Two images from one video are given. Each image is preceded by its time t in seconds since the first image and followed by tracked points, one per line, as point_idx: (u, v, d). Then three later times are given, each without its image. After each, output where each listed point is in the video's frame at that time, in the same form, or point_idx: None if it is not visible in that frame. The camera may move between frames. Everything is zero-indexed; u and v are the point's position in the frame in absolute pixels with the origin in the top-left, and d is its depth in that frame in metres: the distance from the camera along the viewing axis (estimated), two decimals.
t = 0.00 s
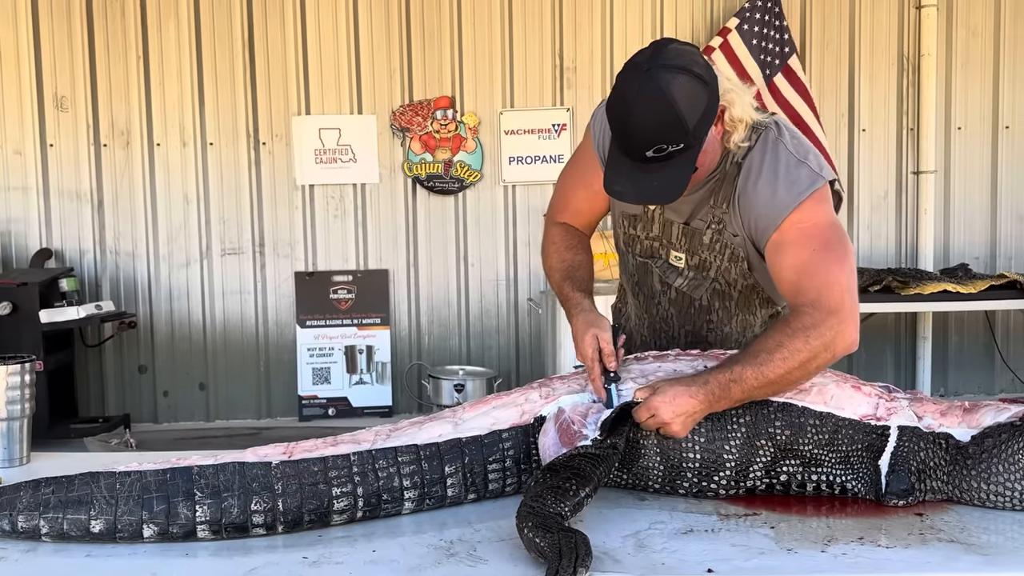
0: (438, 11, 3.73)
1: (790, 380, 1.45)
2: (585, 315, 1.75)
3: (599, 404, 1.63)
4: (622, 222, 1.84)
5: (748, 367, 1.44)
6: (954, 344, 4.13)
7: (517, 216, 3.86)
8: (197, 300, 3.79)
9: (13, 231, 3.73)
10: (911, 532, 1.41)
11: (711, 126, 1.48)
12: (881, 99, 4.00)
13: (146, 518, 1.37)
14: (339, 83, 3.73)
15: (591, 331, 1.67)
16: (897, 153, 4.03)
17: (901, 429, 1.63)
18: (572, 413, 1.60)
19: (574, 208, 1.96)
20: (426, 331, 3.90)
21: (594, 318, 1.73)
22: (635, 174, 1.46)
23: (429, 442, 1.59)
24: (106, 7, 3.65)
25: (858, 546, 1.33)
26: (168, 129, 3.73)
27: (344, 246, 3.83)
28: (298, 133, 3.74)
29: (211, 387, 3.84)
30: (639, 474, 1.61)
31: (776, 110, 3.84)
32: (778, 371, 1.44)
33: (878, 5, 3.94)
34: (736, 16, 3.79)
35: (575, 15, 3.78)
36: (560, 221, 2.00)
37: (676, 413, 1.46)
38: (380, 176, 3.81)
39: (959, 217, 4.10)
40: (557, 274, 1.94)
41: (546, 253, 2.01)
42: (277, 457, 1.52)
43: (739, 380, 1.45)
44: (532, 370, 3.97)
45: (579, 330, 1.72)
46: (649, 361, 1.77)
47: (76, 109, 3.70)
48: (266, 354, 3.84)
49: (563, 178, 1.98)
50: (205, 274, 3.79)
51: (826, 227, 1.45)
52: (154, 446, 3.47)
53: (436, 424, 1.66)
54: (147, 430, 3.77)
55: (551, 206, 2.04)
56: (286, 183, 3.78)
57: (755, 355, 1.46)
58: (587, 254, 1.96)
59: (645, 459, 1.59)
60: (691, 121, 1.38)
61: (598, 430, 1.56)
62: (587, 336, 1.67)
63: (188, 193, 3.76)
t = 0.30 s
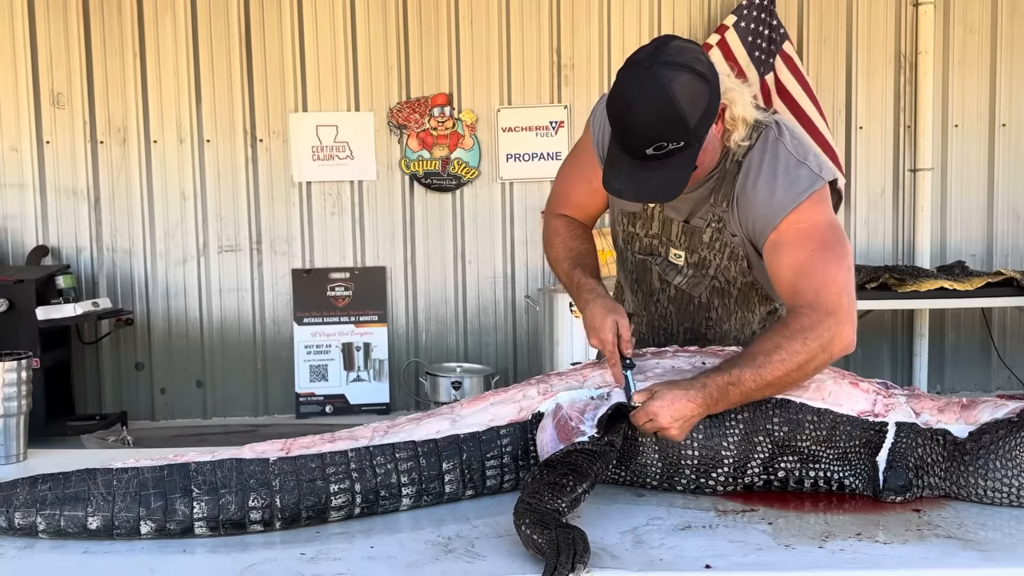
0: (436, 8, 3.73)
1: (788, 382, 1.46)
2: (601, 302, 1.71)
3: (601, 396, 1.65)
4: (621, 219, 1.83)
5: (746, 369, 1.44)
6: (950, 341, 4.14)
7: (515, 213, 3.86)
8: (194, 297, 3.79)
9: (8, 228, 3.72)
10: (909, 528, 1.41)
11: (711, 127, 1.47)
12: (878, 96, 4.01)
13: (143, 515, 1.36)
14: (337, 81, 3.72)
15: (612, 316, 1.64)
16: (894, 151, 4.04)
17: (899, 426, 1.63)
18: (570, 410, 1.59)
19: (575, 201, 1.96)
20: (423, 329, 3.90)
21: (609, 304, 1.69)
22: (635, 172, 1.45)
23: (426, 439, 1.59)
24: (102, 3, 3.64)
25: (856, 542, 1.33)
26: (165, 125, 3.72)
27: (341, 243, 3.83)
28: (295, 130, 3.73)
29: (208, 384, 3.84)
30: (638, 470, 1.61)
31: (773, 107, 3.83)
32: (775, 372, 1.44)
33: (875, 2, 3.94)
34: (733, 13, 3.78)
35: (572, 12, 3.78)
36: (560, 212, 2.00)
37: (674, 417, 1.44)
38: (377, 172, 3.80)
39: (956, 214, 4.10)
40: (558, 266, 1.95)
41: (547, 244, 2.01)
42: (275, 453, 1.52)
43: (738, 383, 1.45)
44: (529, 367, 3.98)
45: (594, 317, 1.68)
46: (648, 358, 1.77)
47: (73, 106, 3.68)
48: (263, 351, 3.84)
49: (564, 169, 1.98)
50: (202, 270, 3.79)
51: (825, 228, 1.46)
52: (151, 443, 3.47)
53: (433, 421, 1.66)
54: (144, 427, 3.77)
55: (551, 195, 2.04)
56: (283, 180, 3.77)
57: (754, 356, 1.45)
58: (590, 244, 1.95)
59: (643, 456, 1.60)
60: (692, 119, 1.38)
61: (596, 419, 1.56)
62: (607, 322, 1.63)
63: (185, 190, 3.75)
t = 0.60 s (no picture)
0: (434, 4, 3.72)
1: (801, 373, 1.44)
2: (582, 296, 1.72)
3: (602, 395, 1.64)
4: (617, 217, 1.84)
5: (762, 361, 1.42)
6: (949, 338, 4.14)
7: (513, 210, 3.85)
8: (192, 294, 3.78)
9: (6, 224, 3.70)
10: (910, 523, 1.41)
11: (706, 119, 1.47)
12: (877, 93, 4.00)
13: (143, 510, 1.36)
14: (335, 77, 3.71)
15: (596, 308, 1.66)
16: (893, 148, 4.04)
17: (900, 421, 1.63)
18: (572, 405, 1.59)
19: (564, 193, 1.96)
20: (422, 325, 3.89)
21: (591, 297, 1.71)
22: (629, 164, 1.45)
23: (427, 434, 1.59)
24: None
25: (858, 538, 1.33)
26: (163, 121, 3.70)
27: (339, 240, 3.82)
28: (293, 126, 3.72)
29: (206, 380, 3.83)
30: (640, 465, 1.61)
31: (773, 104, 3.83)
32: (792, 363, 1.42)
33: None
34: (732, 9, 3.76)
35: (571, 9, 3.77)
36: (549, 206, 1.99)
37: (688, 405, 1.45)
38: (375, 169, 3.79)
39: (954, 211, 4.11)
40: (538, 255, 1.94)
41: (532, 234, 2.00)
42: (276, 449, 1.51)
43: (754, 375, 1.43)
44: (528, 364, 3.97)
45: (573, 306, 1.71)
46: (649, 352, 1.77)
47: (70, 102, 3.67)
48: (261, 348, 3.83)
49: (555, 163, 1.98)
50: (200, 267, 3.78)
51: (829, 217, 1.46)
52: (149, 440, 3.46)
53: (435, 416, 1.66)
54: (142, 424, 3.76)
55: (540, 187, 2.04)
56: (281, 177, 3.76)
57: (769, 349, 1.43)
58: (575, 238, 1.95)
59: (645, 451, 1.60)
60: (686, 111, 1.37)
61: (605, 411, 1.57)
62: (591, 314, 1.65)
63: (183, 187, 3.74)
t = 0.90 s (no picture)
0: None
1: (800, 369, 1.44)
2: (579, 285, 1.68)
3: (602, 388, 1.64)
4: (612, 217, 1.83)
5: (765, 360, 1.43)
6: (948, 334, 4.14)
7: (513, 206, 3.84)
8: (191, 290, 3.77)
9: (4, 220, 3.69)
10: (911, 520, 1.41)
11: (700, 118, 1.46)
12: (877, 89, 4.00)
13: (144, 505, 1.36)
14: (334, 73, 3.70)
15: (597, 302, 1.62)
16: (893, 144, 4.03)
17: (900, 417, 1.64)
18: (573, 400, 1.59)
19: (557, 189, 1.94)
20: (421, 322, 3.89)
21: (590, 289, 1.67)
22: (624, 165, 1.45)
23: (428, 430, 1.59)
24: None
25: (858, 534, 1.33)
26: (162, 116, 3.69)
27: (339, 236, 3.81)
28: (293, 122, 3.71)
29: (205, 376, 3.83)
30: (641, 461, 1.61)
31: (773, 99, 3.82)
32: (793, 361, 1.43)
33: None
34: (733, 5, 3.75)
35: (570, 5, 3.76)
36: (542, 202, 1.97)
37: (692, 404, 1.45)
38: (375, 165, 3.78)
39: (953, 208, 4.11)
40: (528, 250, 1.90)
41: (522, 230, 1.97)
42: (276, 444, 1.51)
43: (757, 374, 1.44)
44: (527, 361, 3.97)
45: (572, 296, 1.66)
46: (649, 347, 1.78)
47: (69, 97, 3.66)
48: (261, 345, 3.83)
49: (549, 162, 1.97)
50: (199, 262, 3.77)
51: (827, 211, 1.46)
52: (149, 436, 3.46)
53: (436, 412, 1.66)
54: (141, 419, 3.76)
55: (531, 187, 2.02)
56: (280, 173, 3.75)
57: (768, 346, 1.44)
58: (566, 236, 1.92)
59: (646, 446, 1.59)
60: (680, 111, 1.37)
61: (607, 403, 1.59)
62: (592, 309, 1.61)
63: (182, 182, 3.73)
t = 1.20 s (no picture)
0: None
1: (801, 365, 1.44)
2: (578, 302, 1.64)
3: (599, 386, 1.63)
4: (611, 213, 1.81)
5: (766, 355, 1.42)
6: (948, 332, 4.14)
7: (513, 202, 3.83)
8: (191, 286, 3.77)
9: (4, 216, 3.69)
10: (914, 517, 1.41)
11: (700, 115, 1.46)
12: (878, 86, 3.99)
13: (146, 501, 1.36)
14: (334, 68, 3.70)
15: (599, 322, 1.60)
16: (894, 141, 4.03)
17: (902, 414, 1.63)
18: (579, 396, 1.59)
19: (559, 197, 1.92)
20: (421, 318, 3.89)
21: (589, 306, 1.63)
22: (625, 163, 1.45)
23: (431, 426, 1.59)
24: None
25: (861, 531, 1.33)
26: (162, 111, 3.68)
27: (339, 232, 3.81)
28: (293, 118, 3.71)
29: (205, 372, 3.82)
30: (643, 457, 1.61)
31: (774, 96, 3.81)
32: (795, 356, 1.42)
33: None
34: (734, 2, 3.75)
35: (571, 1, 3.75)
36: (542, 211, 1.95)
37: (694, 399, 1.45)
38: (375, 161, 3.78)
39: (954, 205, 4.11)
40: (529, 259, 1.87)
41: (521, 238, 1.94)
42: (278, 440, 1.51)
43: (758, 370, 1.43)
44: (528, 357, 3.97)
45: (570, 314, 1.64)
46: (651, 343, 1.78)
47: (69, 93, 3.65)
48: (261, 341, 3.82)
49: (547, 168, 1.96)
50: (199, 258, 3.76)
51: (828, 207, 1.46)
52: (149, 432, 3.45)
53: (438, 409, 1.66)
54: (141, 416, 3.76)
55: (528, 195, 2.00)
56: (280, 169, 3.74)
57: (769, 341, 1.43)
58: (569, 241, 1.89)
59: (649, 443, 1.59)
60: (681, 108, 1.36)
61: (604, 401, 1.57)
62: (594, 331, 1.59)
63: (182, 178, 3.72)
